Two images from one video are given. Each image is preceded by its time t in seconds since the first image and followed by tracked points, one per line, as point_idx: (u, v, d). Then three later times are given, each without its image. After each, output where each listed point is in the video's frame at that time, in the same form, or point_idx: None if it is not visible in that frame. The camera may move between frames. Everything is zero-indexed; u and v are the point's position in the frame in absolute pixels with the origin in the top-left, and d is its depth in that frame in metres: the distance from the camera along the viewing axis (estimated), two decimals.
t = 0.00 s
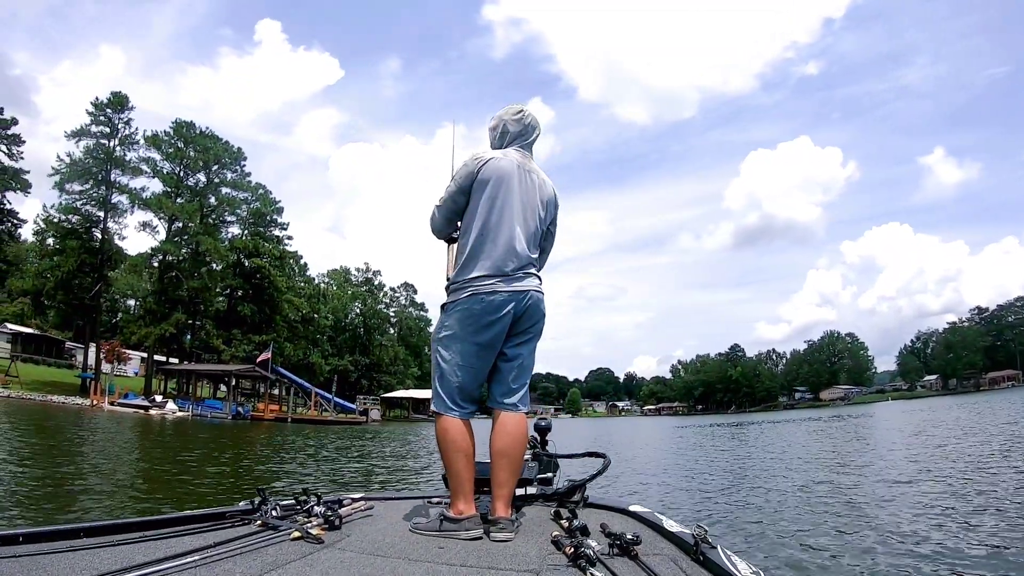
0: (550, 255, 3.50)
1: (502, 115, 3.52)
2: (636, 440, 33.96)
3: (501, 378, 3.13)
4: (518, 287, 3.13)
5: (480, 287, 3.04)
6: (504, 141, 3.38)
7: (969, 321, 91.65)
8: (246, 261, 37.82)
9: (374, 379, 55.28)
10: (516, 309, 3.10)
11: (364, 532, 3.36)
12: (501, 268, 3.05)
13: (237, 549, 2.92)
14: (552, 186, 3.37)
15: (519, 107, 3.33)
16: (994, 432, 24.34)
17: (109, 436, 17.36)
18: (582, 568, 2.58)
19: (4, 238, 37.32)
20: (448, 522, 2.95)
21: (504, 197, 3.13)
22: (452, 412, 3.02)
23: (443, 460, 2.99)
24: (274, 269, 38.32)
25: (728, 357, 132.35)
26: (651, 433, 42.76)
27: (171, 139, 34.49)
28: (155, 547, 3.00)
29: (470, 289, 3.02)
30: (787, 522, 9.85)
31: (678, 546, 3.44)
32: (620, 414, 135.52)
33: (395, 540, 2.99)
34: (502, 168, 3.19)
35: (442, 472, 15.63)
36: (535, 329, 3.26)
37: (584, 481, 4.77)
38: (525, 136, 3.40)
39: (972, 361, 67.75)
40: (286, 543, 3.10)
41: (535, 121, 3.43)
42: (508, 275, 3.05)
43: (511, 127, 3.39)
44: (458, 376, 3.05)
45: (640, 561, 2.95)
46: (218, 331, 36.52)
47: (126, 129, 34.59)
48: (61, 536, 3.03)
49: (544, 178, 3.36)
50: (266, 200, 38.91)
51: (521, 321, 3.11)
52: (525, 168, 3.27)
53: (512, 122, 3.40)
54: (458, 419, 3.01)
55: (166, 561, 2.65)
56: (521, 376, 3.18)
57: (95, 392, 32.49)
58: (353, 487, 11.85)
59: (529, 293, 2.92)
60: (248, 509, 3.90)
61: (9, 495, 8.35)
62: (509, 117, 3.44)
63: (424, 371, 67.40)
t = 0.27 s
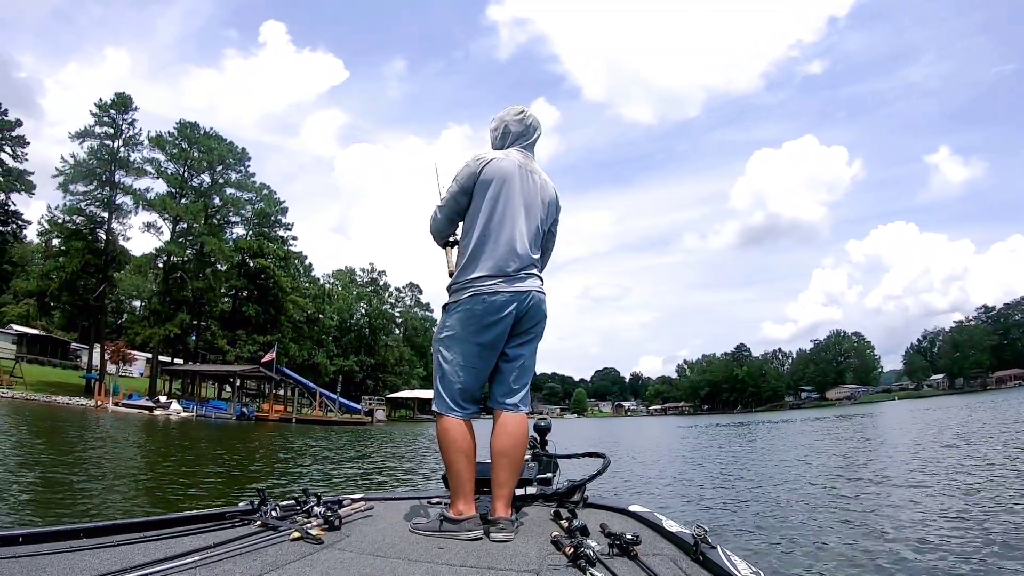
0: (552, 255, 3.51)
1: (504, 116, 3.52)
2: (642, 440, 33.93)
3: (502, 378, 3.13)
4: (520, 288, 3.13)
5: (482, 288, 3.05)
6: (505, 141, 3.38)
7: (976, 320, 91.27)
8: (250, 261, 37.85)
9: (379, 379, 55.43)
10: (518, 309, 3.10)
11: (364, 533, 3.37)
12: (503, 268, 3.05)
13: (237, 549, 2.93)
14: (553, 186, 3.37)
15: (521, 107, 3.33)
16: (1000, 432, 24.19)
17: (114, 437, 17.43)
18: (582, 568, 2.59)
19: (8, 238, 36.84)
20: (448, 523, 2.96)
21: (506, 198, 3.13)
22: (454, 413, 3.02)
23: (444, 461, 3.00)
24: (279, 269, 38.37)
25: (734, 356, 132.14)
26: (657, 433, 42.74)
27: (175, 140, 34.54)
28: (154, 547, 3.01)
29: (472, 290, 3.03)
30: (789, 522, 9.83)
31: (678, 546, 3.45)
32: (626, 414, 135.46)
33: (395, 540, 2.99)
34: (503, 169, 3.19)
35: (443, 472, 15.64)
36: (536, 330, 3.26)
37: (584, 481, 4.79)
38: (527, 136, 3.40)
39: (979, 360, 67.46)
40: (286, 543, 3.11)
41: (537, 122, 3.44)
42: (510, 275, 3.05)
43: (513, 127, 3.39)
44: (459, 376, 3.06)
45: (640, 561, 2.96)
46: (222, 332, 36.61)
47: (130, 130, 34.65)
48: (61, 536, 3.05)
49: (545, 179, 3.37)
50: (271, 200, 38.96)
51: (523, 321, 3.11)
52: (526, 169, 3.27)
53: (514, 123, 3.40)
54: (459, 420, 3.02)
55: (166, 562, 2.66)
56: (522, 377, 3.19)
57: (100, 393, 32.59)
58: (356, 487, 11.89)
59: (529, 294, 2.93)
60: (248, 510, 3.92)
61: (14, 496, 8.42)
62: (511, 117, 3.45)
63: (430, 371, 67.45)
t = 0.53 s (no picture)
0: (554, 257, 3.50)
1: (508, 117, 3.52)
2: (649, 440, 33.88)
3: (503, 379, 3.14)
4: (522, 288, 3.13)
5: (483, 288, 3.06)
6: (508, 143, 3.38)
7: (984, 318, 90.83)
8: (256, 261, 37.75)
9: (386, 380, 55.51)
10: (519, 309, 3.10)
11: (364, 533, 3.38)
12: (503, 268, 3.05)
13: (237, 549, 2.95)
14: (556, 187, 3.36)
15: (523, 108, 3.33)
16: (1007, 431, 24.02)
17: (120, 437, 17.57)
18: (583, 569, 2.60)
19: (13, 240, 36.28)
20: (448, 522, 2.97)
21: (507, 199, 3.13)
22: (455, 413, 3.04)
23: (444, 461, 3.01)
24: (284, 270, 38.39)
25: (741, 355, 131.86)
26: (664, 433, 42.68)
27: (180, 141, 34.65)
28: (155, 547, 3.03)
29: (473, 290, 3.04)
30: (790, 522, 9.81)
31: (678, 546, 3.45)
32: (633, 414, 135.53)
33: (395, 541, 3.00)
34: (505, 169, 3.19)
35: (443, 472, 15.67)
36: (538, 330, 3.26)
37: (584, 481, 4.80)
38: (530, 137, 3.39)
39: (987, 358, 67.16)
40: (286, 544, 3.12)
41: (539, 122, 3.43)
42: (511, 275, 3.05)
43: (515, 128, 3.39)
44: (460, 377, 3.07)
45: (640, 561, 2.96)
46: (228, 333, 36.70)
47: (135, 131, 34.75)
48: (60, 536, 3.06)
49: (548, 179, 3.35)
50: (276, 200, 39.00)
51: (524, 322, 3.11)
52: (529, 169, 3.26)
53: (517, 124, 3.40)
54: (460, 420, 3.03)
55: (166, 562, 2.67)
56: (523, 377, 3.19)
57: (105, 394, 32.70)
58: (359, 487, 11.92)
59: (530, 294, 2.93)
60: (249, 510, 3.93)
61: (20, 496, 8.47)
62: (514, 118, 3.44)
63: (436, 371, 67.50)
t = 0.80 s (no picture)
0: (555, 256, 3.49)
1: (509, 118, 3.52)
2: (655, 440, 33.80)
3: (503, 379, 3.14)
4: (523, 287, 3.12)
5: (483, 288, 3.05)
6: (508, 142, 3.38)
7: (991, 317, 90.50)
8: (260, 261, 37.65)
9: (392, 380, 55.54)
10: (520, 309, 3.10)
11: (363, 533, 3.38)
12: (503, 268, 3.04)
13: (236, 549, 2.95)
14: (557, 187, 3.36)
15: (523, 108, 3.33)
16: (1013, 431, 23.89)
17: (125, 438, 17.64)
18: (582, 569, 2.60)
19: (18, 242, 36.09)
20: (448, 523, 2.96)
21: (507, 198, 3.13)
22: (455, 413, 3.04)
23: (443, 460, 3.01)
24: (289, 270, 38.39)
25: (748, 355, 131.59)
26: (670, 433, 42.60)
27: (185, 141, 34.70)
28: (155, 547, 3.03)
29: (473, 290, 3.04)
30: (790, 522, 9.77)
31: (678, 546, 3.44)
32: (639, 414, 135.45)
33: (394, 540, 3.00)
34: (505, 170, 3.19)
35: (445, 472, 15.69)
36: (538, 330, 3.25)
37: (584, 481, 4.79)
38: (530, 137, 3.39)
39: (995, 357, 66.86)
40: (286, 544, 3.12)
41: (540, 123, 3.43)
42: (512, 275, 3.05)
43: (516, 128, 3.39)
44: (461, 377, 3.06)
45: (640, 561, 2.95)
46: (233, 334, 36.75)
47: (139, 131, 34.80)
48: (60, 536, 3.06)
49: (549, 179, 3.35)
50: (281, 200, 38.77)
51: (525, 322, 3.10)
52: (529, 170, 3.26)
53: (517, 125, 3.40)
54: (461, 420, 3.03)
55: (165, 562, 2.67)
56: (523, 378, 3.18)
57: (110, 395, 32.74)
58: (362, 487, 11.95)
59: (530, 294, 2.93)
60: (248, 510, 3.94)
61: (25, 496, 8.49)
62: (515, 119, 3.44)
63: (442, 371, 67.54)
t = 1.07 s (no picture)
0: (556, 257, 3.50)
1: (510, 118, 3.52)
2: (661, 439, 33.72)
3: (503, 379, 3.14)
4: (523, 287, 3.13)
5: (484, 288, 3.06)
6: (509, 143, 3.39)
7: (998, 315, 90.17)
8: (265, 261, 37.60)
9: (397, 380, 55.60)
10: (520, 309, 3.10)
11: (364, 534, 3.38)
12: (504, 268, 3.04)
13: (237, 549, 2.96)
14: (557, 187, 3.36)
15: (524, 109, 3.34)
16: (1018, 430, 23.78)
17: (129, 438, 17.69)
18: (582, 568, 2.60)
19: (23, 242, 36.12)
20: (448, 522, 2.96)
21: (510, 199, 3.13)
22: (456, 413, 3.03)
23: (443, 460, 3.01)
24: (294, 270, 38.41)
25: (754, 354, 131.35)
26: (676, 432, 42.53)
27: (189, 142, 34.75)
28: (154, 548, 3.04)
29: (474, 290, 3.04)
30: (791, 522, 9.71)
31: (678, 546, 3.45)
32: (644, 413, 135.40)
33: (394, 540, 3.00)
34: (506, 170, 3.19)
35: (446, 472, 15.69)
36: (539, 331, 3.26)
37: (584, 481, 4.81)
38: (531, 138, 3.40)
39: (1002, 356, 66.61)
40: (286, 544, 3.13)
41: (540, 125, 3.44)
42: (513, 275, 3.05)
43: (516, 129, 3.40)
44: (461, 377, 3.07)
45: (641, 561, 2.96)
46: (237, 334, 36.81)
47: (143, 132, 34.85)
48: (61, 535, 3.07)
49: (550, 179, 3.36)
50: (285, 201, 38.84)
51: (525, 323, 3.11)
52: (530, 170, 3.27)
53: (518, 125, 3.40)
54: (462, 421, 3.03)
55: (165, 562, 2.68)
56: (523, 379, 3.19)
57: (114, 395, 32.81)
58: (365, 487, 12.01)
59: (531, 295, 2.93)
60: (248, 510, 3.94)
61: (33, 497, 8.51)
62: (515, 119, 3.44)
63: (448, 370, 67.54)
